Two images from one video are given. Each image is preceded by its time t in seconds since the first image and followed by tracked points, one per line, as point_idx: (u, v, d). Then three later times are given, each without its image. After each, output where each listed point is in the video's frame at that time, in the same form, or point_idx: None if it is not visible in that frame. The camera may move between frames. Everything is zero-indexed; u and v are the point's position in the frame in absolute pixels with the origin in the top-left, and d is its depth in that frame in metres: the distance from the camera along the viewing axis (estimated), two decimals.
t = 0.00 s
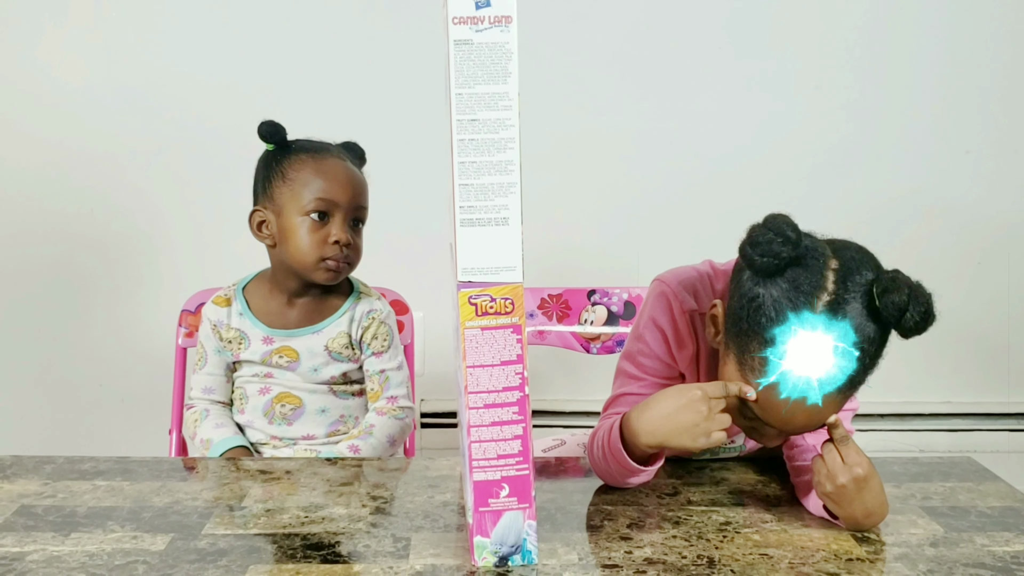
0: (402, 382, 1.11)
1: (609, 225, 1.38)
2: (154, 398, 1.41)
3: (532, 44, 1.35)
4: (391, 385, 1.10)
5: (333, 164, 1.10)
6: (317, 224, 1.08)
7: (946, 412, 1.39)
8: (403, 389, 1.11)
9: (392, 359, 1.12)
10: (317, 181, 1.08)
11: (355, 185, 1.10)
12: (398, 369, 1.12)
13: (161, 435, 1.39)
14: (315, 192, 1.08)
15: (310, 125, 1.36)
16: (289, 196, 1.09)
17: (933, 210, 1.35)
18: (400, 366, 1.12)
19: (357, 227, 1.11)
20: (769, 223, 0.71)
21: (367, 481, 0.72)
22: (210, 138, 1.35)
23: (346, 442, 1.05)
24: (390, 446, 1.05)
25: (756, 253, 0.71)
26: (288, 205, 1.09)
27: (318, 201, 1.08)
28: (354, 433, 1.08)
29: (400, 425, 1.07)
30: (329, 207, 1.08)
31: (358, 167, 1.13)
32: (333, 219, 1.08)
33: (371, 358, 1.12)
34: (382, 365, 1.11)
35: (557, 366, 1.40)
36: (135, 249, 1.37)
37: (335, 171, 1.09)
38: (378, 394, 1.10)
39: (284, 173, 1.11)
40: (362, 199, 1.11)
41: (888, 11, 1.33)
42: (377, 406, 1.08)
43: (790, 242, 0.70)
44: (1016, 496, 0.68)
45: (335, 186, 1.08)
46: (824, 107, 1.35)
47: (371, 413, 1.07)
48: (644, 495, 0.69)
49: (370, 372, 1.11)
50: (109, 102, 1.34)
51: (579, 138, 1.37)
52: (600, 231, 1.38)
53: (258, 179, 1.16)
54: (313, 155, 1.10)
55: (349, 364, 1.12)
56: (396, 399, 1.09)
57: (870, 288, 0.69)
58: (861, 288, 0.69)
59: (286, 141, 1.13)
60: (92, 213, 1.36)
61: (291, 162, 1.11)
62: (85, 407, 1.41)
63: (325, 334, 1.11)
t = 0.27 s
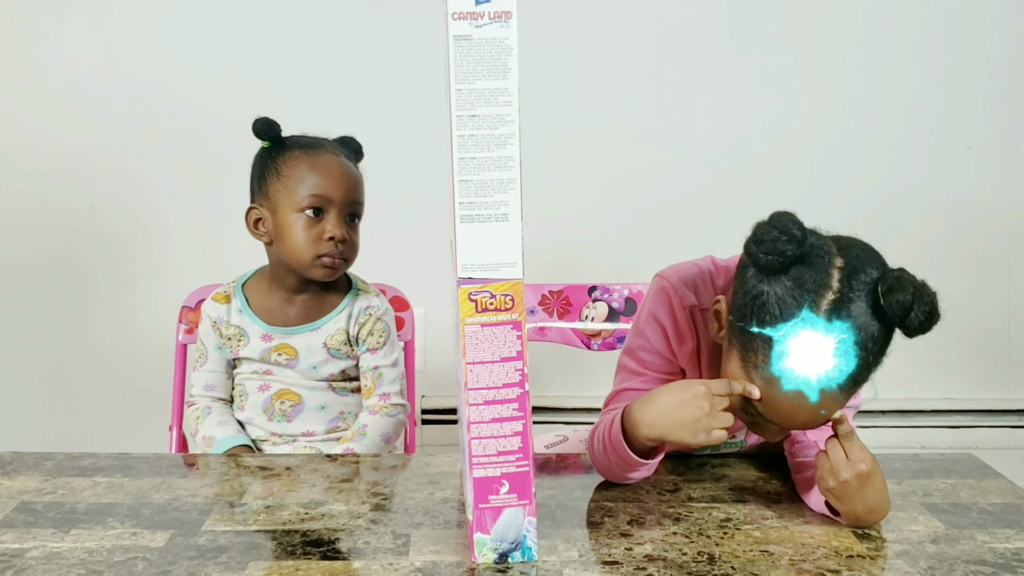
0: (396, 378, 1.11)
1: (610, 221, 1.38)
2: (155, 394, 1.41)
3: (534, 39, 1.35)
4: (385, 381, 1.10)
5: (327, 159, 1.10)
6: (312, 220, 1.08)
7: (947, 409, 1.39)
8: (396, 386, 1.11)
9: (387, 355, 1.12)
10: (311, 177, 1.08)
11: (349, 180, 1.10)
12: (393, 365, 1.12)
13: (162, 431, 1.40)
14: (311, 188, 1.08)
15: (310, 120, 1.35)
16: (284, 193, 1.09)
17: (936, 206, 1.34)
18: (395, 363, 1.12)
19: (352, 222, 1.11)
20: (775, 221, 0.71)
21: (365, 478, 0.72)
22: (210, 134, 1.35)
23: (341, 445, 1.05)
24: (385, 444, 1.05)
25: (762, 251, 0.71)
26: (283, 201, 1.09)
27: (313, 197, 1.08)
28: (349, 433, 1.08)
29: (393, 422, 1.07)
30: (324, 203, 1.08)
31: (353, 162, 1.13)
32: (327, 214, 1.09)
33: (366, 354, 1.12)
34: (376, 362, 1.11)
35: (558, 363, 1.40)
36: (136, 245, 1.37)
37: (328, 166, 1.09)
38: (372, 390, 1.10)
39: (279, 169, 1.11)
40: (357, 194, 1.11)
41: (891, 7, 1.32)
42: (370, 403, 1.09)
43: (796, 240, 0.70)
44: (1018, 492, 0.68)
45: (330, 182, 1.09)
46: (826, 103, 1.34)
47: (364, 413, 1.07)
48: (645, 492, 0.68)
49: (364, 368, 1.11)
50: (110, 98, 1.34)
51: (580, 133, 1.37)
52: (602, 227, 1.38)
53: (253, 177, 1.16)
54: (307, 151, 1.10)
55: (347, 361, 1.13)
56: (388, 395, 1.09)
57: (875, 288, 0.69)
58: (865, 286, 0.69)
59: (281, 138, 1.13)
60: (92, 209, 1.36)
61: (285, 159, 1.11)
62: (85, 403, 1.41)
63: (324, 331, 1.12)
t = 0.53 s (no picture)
0: (396, 378, 1.11)
1: (611, 220, 1.37)
2: (156, 393, 1.41)
3: (535, 37, 1.35)
4: (385, 380, 1.10)
5: (307, 156, 1.12)
6: (291, 216, 1.11)
7: (949, 408, 1.39)
8: (396, 385, 1.11)
9: (387, 355, 1.12)
10: (292, 173, 1.11)
11: (329, 176, 1.12)
12: (393, 365, 1.12)
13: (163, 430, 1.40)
14: (290, 184, 1.11)
15: (311, 119, 1.35)
16: (266, 190, 1.13)
17: (938, 205, 1.34)
18: (395, 363, 1.12)
19: (333, 218, 1.12)
20: (775, 218, 0.71)
21: (365, 477, 0.72)
22: (211, 133, 1.35)
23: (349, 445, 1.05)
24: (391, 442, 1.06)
25: (762, 248, 0.71)
26: (265, 198, 1.12)
27: (292, 193, 1.11)
28: (354, 432, 1.08)
29: (396, 420, 1.07)
30: (301, 199, 1.10)
31: (338, 158, 1.14)
32: (304, 209, 1.11)
33: (366, 353, 1.12)
34: (376, 361, 1.11)
35: (559, 362, 1.40)
36: (139, 244, 1.37)
37: (307, 163, 1.12)
38: (372, 389, 1.10)
39: (265, 167, 1.14)
40: (337, 190, 1.12)
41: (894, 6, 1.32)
42: (371, 402, 1.09)
43: (796, 237, 0.70)
44: (1019, 493, 0.68)
45: (308, 177, 1.11)
46: (827, 102, 1.34)
47: (367, 411, 1.07)
48: (645, 491, 0.68)
49: (364, 367, 1.11)
50: (111, 96, 1.34)
51: (581, 132, 1.36)
52: (603, 227, 1.38)
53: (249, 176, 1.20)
54: (288, 148, 1.13)
55: (346, 360, 1.12)
56: (390, 395, 1.09)
57: (875, 284, 0.69)
58: (866, 284, 0.70)
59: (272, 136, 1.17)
60: (93, 208, 1.36)
61: (269, 156, 1.14)
62: (87, 402, 1.41)
63: (323, 330, 1.12)
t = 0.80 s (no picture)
0: (394, 373, 1.11)
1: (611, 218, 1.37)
2: (156, 390, 1.41)
3: (534, 35, 1.35)
4: (382, 376, 1.10)
5: (287, 152, 1.12)
6: (269, 211, 1.11)
7: (948, 406, 1.39)
8: (394, 380, 1.11)
9: (385, 350, 1.12)
10: (272, 169, 1.11)
11: (309, 171, 1.11)
12: (391, 360, 1.12)
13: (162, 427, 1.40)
14: (271, 180, 1.11)
15: (310, 116, 1.35)
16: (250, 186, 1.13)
17: (937, 203, 1.34)
18: (393, 358, 1.12)
19: (311, 213, 1.11)
20: (769, 211, 0.72)
21: (363, 474, 0.72)
22: (210, 130, 1.35)
23: (346, 443, 1.05)
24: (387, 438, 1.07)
25: (755, 241, 0.72)
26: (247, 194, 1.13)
27: (272, 189, 1.11)
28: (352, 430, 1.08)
29: (394, 416, 1.08)
30: (279, 194, 1.10)
31: (321, 152, 1.14)
32: (283, 204, 1.11)
33: (364, 348, 1.12)
34: (374, 356, 1.11)
35: (558, 359, 1.40)
36: (138, 241, 1.37)
37: (287, 159, 1.12)
38: (369, 384, 1.10)
39: (252, 164, 1.15)
40: (316, 184, 1.11)
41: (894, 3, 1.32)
42: (369, 398, 1.09)
43: (789, 230, 0.70)
44: (1018, 490, 0.68)
45: (289, 173, 1.11)
46: (827, 100, 1.34)
47: (365, 408, 1.08)
48: (644, 488, 0.68)
49: (362, 363, 1.11)
50: (110, 93, 1.34)
51: (581, 130, 1.36)
52: (602, 224, 1.38)
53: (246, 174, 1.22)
54: (271, 144, 1.14)
55: (344, 356, 1.12)
56: (387, 390, 1.09)
57: (868, 276, 0.70)
58: (860, 277, 0.70)
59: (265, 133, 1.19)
60: (93, 205, 1.36)
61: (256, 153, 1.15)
62: (87, 399, 1.41)
63: (321, 325, 1.12)
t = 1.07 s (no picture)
0: (391, 371, 1.11)
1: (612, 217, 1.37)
2: (157, 389, 1.41)
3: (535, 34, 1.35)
4: (380, 375, 1.10)
5: (285, 152, 1.13)
6: (268, 211, 1.12)
7: (950, 405, 1.39)
8: (392, 379, 1.11)
9: (383, 348, 1.12)
10: (273, 169, 1.13)
11: (306, 170, 1.12)
12: (388, 359, 1.12)
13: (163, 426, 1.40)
14: (269, 180, 1.12)
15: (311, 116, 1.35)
16: (251, 187, 1.15)
17: (939, 202, 1.34)
18: (391, 356, 1.12)
19: (308, 212, 1.12)
20: (742, 185, 0.84)
21: (363, 473, 0.72)
22: (211, 129, 1.35)
23: (342, 444, 1.06)
24: (386, 438, 1.07)
25: (732, 213, 0.83)
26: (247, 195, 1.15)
27: (270, 189, 1.12)
28: (349, 430, 1.08)
29: (391, 416, 1.08)
30: (276, 195, 1.11)
31: (320, 152, 1.14)
32: (279, 205, 1.11)
33: (361, 348, 1.12)
34: (371, 356, 1.11)
35: (559, 358, 1.39)
36: (139, 240, 1.37)
37: (286, 159, 1.13)
38: (367, 383, 1.10)
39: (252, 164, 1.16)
40: (313, 184, 1.12)
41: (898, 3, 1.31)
42: (366, 398, 1.09)
43: (762, 201, 0.82)
44: (1019, 490, 0.68)
45: (286, 172, 1.12)
46: (828, 99, 1.34)
47: (362, 409, 1.08)
48: (644, 488, 0.68)
49: (360, 362, 1.11)
50: (111, 93, 1.34)
51: (582, 129, 1.36)
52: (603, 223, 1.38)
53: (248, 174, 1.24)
54: (270, 145, 1.15)
55: (342, 356, 1.12)
56: (384, 390, 1.09)
57: (844, 242, 0.81)
58: (836, 242, 0.82)
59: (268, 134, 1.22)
60: (94, 204, 1.36)
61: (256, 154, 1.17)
62: (88, 397, 1.41)
63: (318, 327, 1.12)
